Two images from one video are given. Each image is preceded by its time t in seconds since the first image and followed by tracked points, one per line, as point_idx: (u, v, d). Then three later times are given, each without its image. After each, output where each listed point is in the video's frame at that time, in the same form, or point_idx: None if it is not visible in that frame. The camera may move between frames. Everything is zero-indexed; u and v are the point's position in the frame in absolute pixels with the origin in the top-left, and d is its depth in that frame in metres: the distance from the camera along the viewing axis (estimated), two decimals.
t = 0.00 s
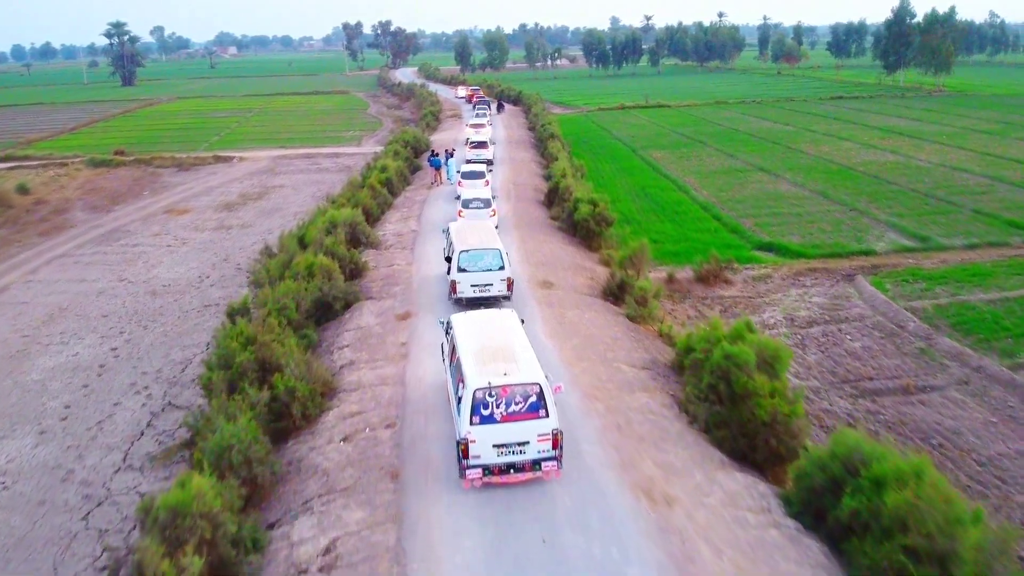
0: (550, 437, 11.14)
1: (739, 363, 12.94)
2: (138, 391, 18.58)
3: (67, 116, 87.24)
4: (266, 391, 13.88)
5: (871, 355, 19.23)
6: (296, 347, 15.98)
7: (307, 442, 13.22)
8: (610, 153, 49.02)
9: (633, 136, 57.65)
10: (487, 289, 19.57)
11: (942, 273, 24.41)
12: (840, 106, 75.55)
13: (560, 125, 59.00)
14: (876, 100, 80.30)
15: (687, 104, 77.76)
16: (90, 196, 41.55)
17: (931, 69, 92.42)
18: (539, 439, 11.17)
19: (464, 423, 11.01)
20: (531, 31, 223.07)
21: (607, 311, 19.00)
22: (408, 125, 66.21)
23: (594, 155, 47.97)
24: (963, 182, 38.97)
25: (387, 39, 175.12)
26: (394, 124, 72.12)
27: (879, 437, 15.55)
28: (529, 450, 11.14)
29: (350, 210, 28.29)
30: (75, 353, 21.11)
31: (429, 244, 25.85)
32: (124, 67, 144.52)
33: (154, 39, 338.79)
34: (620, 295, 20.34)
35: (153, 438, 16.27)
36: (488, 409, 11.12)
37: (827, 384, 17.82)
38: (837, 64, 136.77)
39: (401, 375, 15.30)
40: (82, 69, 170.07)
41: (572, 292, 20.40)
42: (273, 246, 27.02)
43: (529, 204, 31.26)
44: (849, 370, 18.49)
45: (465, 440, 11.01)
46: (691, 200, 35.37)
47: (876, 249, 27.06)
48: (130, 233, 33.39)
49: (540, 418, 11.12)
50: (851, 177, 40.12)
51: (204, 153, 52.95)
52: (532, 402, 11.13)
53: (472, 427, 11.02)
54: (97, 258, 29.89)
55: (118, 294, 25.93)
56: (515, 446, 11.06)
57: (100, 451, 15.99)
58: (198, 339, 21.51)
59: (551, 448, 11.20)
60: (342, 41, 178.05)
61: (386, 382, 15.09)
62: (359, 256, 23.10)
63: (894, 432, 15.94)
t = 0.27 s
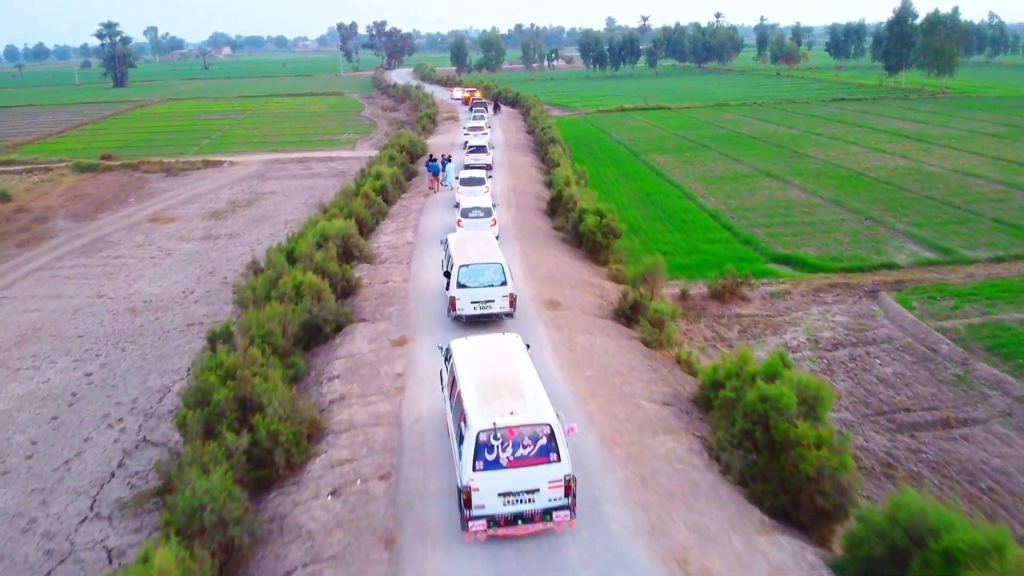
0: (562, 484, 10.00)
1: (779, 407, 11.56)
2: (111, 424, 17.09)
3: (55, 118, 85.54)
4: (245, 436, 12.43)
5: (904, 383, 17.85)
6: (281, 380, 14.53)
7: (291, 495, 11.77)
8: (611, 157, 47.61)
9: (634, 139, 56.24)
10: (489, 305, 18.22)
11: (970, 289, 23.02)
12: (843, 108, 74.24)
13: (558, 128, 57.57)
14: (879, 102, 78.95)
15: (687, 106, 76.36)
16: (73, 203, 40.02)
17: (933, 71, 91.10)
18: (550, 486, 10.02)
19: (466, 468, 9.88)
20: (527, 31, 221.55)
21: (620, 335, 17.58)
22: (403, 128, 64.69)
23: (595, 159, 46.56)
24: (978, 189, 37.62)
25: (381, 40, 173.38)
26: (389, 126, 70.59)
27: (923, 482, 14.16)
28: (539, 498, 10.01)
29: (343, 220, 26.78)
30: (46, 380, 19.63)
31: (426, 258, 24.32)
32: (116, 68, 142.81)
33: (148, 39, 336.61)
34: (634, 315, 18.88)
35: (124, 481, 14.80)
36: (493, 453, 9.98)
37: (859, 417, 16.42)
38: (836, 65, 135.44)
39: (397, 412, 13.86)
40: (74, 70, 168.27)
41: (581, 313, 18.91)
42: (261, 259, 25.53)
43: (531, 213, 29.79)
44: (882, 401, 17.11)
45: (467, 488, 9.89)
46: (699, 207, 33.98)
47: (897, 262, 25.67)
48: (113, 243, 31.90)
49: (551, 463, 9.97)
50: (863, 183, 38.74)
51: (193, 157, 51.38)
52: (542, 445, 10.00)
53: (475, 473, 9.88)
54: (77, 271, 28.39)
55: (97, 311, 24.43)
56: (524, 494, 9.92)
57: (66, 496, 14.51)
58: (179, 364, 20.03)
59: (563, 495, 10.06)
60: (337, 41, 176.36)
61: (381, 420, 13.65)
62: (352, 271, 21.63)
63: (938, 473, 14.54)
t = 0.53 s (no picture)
0: (578, 546, 9.15)
1: (831, 464, 10.10)
2: (81, 465, 15.58)
3: (46, 121, 83.85)
4: (220, 493, 10.96)
5: (946, 417, 16.40)
6: (264, 422, 13.05)
7: (271, 563, 10.31)
8: (614, 162, 46.13)
9: (637, 143, 54.78)
10: (491, 324, 16.93)
11: (1006, 307, 21.57)
12: (849, 110, 72.82)
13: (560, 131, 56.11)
14: (885, 104, 77.48)
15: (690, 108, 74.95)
16: (57, 211, 38.46)
17: (938, 72, 89.64)
18: (564, 549, 9.15)
19: (471, 528, 9.11)
20: (526, 32, 220.00)
21: (637, 362, 16.09)
22: (401, 131, 63.15)
23: (598, 164, 45.11)
24: (998, 196, 36.18)
25: (378, 41, 171.65)
26: (386, 129, 69.05)
27: (978, 535, 12.76)
28: (553, 562, 9.12)
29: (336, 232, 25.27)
30: (14, 410, 18.12)
31: (425, 273, 22.79)
32: (110, 69, 141.07)
33: (143, 39, 334.59)
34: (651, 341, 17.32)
35: (90, 534, 13.31)
36: (501, 512, 9.22)
37: (901, 458, 14.97)
38: (838, 66, 133.97)
39: (393, 460, 12.36)
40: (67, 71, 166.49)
41: (594, 336, 17.41)
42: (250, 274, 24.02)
43: (536, 224, 28.27)
44: (924, 438, 15.65)
45: (472, 550, 9.08)
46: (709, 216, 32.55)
47: (924, 278, 24.21)
48: (95, 255, 30.37)
49: (566, 522, 9.18)
50: (878, 190, 37.28)
51: (184, 162, 49.81)
52: (556, 503, 9.23)
53: (481, 533, 9.11)
54: (56, 286, 26.86)
55: (74, 331, 22.90)
56: (536, 557, 9.07)
57: (25, 553, 13.01)
58: (158, 393, 18.52)
59: (580, 559, 9.17)
60: (333, 42, 174.66)
61: (374, 471, 12.17)
62: (345, 290, 20.12)
63: (994, 525, 13.09)
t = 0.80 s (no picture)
0: None
1: (901, 540, 8.62)
2: (42, 515, 14.05)
3: (36, 124, 82.20)
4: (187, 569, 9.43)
5: (996, 457, 14.93)
6: (242, 476, 11.52)
7: None
8: (618, 166, 44.66)
9: (640, 146, 53.31)
10: (494, 347, 15.56)
11: None
12: (855, 112, 71.37)
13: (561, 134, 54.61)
14: (891, 106, 76.03)
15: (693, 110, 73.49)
16: (39, 220, 36.89)
17: (944, 74, 88.24)
18: None
19: None
20: (523, 33, 218.63)
21: (658, 396, 14.57)
22: (398, 134, 61.63)
23: (602, 169, 43.62)
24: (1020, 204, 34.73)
25: (375, 41, 169.97)
26: (383, 132, 67.51)
27: None
28: None
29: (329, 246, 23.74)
30: None
31: (423, 291, 21.22)
32: (103, 70, 139.39)
33: (139, 40, 332.67)
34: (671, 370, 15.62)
35: None
36: None
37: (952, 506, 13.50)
38: (839, 67, 132.59)
39: (387, 524, 10.79)
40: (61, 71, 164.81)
41: (608, 364, 15.85)
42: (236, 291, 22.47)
43: (539, 235, 26.68)
44: (975, 483, 14.20)
45: None
46: (721, 225, 31.07)
47: (955, 295, 22.75)
48: (76, 269, 28.82)
49: None
50: (893, 197, 35.84)
51: (174, 167, 48.24)
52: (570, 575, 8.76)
53: None
54: (32, 303, 25.31)
55: (47, 354, 21.36)
56: None
57: None
58: (133, 428, 16.99)
59: None
60: (330, 43, 173.03)
61: (366, 536, 10.63)
62: (337, 312, 18.59)
63: None
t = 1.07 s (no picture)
0: None
1: None
2: None
3: (25, 127, 80.59)
4: None
5: None
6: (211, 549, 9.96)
7: None
8: (623, 172, 43.19)
9: (644, 150, 51.84)
10: (497, 375, 14.07)
11: None
12: (861, 115, 69.93)
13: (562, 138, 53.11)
14: (898, 109, 74.62)
15: (696, 112, 72.05)
16: (19, 229, 35.30)
17: (949, 76, 86.86)
18: None
19: None
20: (521, 34, 217.13)
21: (683, 441, 13.02)
22: (394, 138, 60.11)
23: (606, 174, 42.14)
24: None
25: (372, 42, 168.44)
26: (379, 135, 65.97)
27: None
28: None
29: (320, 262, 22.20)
30: None
31: (420, 312, 19.63)
32: (97, 71, 137.62)
33: (134, 41, 330.82)
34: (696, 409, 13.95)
35: None
36: None
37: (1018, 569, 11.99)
38: (840, 68, 131.23)
39: None
40: (54, 72, 163.39)
41: (626, 399, 14.27)
42: (220, 312, 20.92)
43: (544, 248, 25.09)
44: None
45: None
46: (733, 235, 29.59)
47: (990, 314, 21.27)
48: (53, 284, 27.25)
49: None
50: (912, 205, 34.37)
51: (162, 172, 46.64)
52: None
53: None
54: (3, 323, 23.75)
55: (14, 381, 19.80)
56: None
57: None
58: (101, 470, 15.44)
59: None
60: (326, 43, 171.48)
61: None
62: (328, 339, 17.05)
63: None
